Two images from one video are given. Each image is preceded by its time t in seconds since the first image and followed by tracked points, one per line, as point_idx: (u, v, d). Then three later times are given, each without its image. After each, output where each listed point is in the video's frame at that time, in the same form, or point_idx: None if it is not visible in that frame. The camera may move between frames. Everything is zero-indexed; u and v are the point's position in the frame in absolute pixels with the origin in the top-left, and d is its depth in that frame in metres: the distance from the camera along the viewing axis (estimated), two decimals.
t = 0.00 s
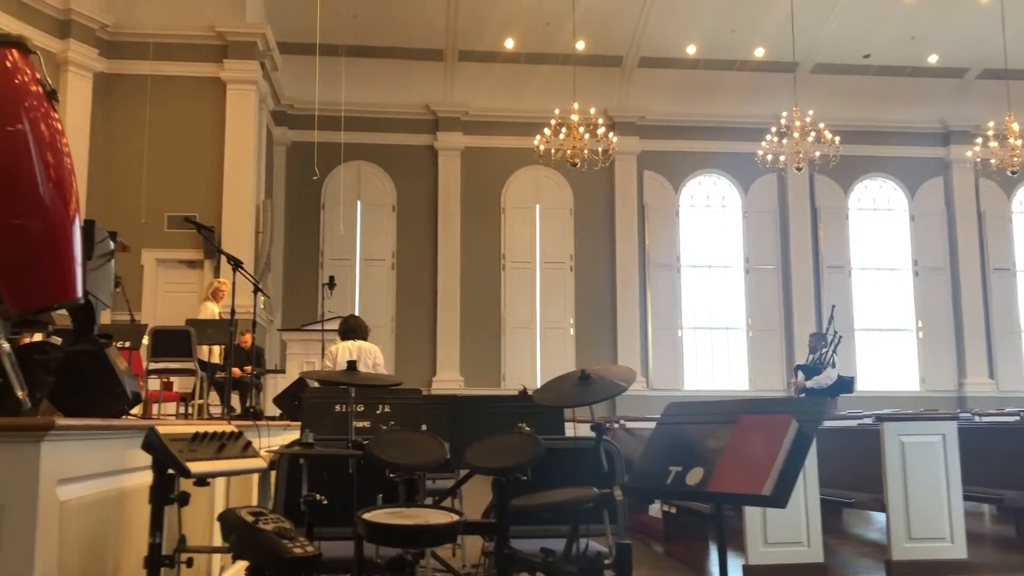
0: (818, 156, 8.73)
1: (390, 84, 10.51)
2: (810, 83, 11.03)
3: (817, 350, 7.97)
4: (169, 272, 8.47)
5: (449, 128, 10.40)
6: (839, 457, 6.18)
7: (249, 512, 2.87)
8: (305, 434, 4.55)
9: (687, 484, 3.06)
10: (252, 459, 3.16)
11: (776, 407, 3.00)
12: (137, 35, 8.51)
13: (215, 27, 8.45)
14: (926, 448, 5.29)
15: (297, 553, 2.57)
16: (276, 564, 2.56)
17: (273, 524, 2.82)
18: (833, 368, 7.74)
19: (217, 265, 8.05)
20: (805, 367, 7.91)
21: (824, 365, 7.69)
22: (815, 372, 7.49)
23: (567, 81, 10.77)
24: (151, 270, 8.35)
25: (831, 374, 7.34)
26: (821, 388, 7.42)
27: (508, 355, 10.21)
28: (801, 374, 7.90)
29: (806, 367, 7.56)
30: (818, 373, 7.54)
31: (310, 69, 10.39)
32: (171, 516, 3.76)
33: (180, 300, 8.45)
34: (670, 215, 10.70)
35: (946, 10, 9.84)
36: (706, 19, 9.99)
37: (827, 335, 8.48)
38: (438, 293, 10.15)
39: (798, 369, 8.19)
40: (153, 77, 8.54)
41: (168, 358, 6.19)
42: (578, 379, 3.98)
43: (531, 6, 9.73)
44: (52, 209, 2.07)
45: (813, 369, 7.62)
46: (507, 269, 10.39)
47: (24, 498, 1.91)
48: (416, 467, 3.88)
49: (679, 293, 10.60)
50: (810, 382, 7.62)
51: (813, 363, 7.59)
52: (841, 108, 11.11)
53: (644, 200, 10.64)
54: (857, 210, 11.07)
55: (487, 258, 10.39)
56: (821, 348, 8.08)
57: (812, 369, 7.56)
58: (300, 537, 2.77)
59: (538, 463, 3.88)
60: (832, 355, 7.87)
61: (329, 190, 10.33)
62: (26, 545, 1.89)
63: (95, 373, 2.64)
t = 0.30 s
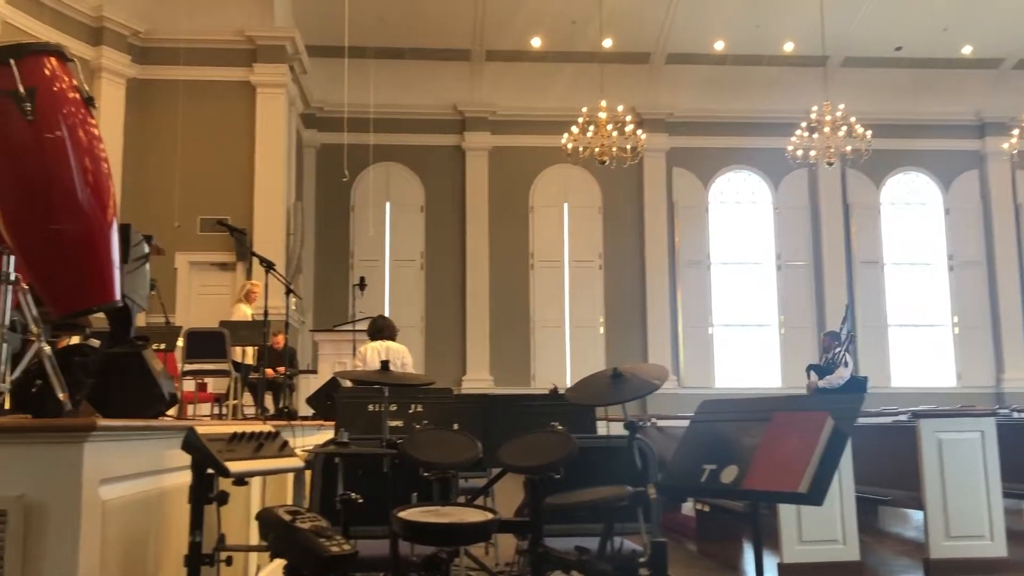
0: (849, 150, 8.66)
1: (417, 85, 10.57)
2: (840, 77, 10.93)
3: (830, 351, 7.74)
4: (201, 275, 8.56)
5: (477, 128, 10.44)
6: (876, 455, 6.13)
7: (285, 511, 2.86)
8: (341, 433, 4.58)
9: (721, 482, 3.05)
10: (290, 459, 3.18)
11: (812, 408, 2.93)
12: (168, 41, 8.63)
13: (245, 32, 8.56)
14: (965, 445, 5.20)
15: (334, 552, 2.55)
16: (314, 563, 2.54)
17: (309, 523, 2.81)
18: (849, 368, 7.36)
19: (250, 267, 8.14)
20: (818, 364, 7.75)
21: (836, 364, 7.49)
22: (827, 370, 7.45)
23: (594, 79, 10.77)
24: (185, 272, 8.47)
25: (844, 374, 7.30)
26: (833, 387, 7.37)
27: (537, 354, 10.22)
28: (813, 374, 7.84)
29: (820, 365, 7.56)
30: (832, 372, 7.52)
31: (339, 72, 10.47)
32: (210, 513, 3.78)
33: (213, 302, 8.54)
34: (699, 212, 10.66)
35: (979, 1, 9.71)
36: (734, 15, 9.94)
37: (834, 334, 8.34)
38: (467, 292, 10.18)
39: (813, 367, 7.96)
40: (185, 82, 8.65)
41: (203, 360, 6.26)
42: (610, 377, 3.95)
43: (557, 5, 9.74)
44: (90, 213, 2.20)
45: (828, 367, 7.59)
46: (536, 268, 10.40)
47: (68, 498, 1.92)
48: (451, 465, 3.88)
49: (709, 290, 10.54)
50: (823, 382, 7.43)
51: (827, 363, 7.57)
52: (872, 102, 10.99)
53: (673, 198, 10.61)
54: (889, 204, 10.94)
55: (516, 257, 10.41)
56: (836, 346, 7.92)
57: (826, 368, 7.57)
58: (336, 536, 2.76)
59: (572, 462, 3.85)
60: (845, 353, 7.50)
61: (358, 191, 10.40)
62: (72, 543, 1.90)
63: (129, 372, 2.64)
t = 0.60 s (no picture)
0: (889, 144, 8.56)
1: (451, 85, 10.60)
2: (879, 69, 10.76)
3: (850, 344, 7.64)
4: (242, 277, 8.68)
5: (511, 127, 10.45)
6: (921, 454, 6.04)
7: (328, 511, 2.83)
8: (381, 433, 4.60)
9: (763, 481, 3.01)
10: (333, 459, 3.21)
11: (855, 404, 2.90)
12: (205, 46, 8.75)
13: (281, 36, 8.67)
14: (1013, 443, 5.09)
15: (378, 550, 2.48)
16: (357, 562, 2.48)
17: (353, 523, 2.77)
18: (867, 362, 7.41)
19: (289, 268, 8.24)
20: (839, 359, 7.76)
21: (854, 359, 7.49)
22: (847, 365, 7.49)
23: (628, 76, 10.72)
24: (225, 275, 8.59)
25: (864, 368, 7.37)
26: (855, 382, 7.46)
27: (574, 352, 10.21)
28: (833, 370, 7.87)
29: (839, 360, 7.63)
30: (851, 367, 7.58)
31: (373, 74, 10.53)
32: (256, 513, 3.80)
33: (253, 303, 8.64)
34: (735, 208, 10.56)
35: None
36: (769, 9, 9.84)
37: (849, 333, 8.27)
38: (503, 291, 10.20)
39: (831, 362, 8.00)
40: (222, 86, 8.77)
41: (244, 361, 6.33)
42: (648, 377, 3.91)
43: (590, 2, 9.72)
44: (134, 219, 2.30)
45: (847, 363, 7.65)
46: (572, 266, 10.38)
47: (117, 495, 1.93)
48: (490, 465, 3.90)
49: (747, 287, 10.46)
50: (841, 377, 7.51)
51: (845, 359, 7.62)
52: (912, 94, 10.79)
53: (710, 193, 10.53)
54: (930, 197, 10.76)
55: (551, 256, 10.40)
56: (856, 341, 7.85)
57: (846, 363, 7.63)
58: (380, 535, 2.69)
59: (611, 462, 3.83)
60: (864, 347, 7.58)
61: (394, 192, 10.46)
62: (123, 540, 1.90)
63: (171, 373, 2.67)
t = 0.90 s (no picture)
0: (935, 136, 8.44)
1: (489, 84, 10.62)
2: (925, 60, 10.60)
3: (878, 342, 7.88)
4: (284, 278, 8.78)
5: (550, 125, 10.44)
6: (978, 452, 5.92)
7: (377, 510, 2.72)
8: (426, 433, 4.60)
9: (813, 479, 2.97)
10: (382, 457, 3.12)
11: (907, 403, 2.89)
12: (247, 51, 8.88)
13: (321, 39, 8.78)
14: None
15: (425, 549, 2.43)
16: (405, 560, 2.43)
17: (402, 520, 2.65)
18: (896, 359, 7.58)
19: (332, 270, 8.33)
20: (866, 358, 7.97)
21: (883, 356, 7.77)
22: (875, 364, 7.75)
23: (668, 72, 10.66)
24: (268, 276, 8.70)
25: (891, 366, 7.54)
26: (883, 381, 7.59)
27: (615, 351, 10.18)
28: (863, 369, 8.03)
29: (868, 359, 7.85)
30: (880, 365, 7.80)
31: (413, 75, 10.61)
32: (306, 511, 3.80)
33: (296, 305, 8.73)
34: (779, 205, 10.43)
35: None
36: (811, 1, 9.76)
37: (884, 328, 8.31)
38: (543, 290, 10.21)
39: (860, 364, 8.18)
40: (263, 90, 8.90)
41: (291, 362, 6.39)
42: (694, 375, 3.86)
43: None
44: (184, 223, 2.18)
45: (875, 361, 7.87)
46: (612, 264, 10.36)
47: (168, 489, 1.80)
48: (534, 463, 3.89)
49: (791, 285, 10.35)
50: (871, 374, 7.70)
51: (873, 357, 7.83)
52: (960, 85, 10.59)
53: (752, 188, 10.40)
54: (979, 191, 10.57)
55: (592, 254, 10.38)
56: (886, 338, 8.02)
57: (875, 362, 7.84)
58: (428, 533, 2.60)
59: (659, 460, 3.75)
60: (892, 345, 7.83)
61: (434, 192, 10.52)
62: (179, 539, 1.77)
63: (221, 372, 2.59)
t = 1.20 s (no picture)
0: (984, 126, 8.26)
1: (528, 80, 10.62)
2: (972, 48, 10.37)
3: (904, 339, 7.67)
4: (327, 277, 8.87)
5: (588, 121, 10.41)
6: None
7: (423, 506, 2.68)
8: (470, 429, 4.61)
9: (861, 476, 2.90)
10: (429, 454, 3.09)
11: (958, 399, 2.80)
12: (288, 51, 8.98)
13: (361, 39, 8.85)
14: None
15: (470, 543, 2.35)
16: (450, 555, 2.36)
17: (448, 516, 2.61)
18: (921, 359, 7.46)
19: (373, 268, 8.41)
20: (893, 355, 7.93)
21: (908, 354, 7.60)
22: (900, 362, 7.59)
23: (708, 65, 10.57)
24: (310, 275, 8.80)
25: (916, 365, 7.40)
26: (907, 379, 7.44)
27: (656, 347, 10.13)
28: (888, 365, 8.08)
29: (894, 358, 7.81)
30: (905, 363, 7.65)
31: (451, 74, 10.65)
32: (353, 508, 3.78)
33: (339, 303, 8.82)
34: (822, 197, 10.32)
35: None
36: None
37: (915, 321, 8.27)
38: (583, 286, 10.19)
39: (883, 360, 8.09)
40: (304, 90, 9.00)
41: (332, 359, 6.42)
42: (740, 371, 3.81)
43: None
44: (231, 221, 2.20)
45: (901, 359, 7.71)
46: (652, 260, 10.30)
47: (222, 486, 1.77)
48: (579, 460, 3.88)
49: (835, 279, 10.20)
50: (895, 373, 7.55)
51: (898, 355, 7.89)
52: (1009, 72, 10.34)
53: (794, 182, 10.30)
54: None
55: (632, 250, 10.33)
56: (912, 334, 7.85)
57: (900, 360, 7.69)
58: (474, 529, 2.54)
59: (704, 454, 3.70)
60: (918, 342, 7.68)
61: (473, 190, 10.56)
62: (228, 539, 1.75)
63: (273, 373, 2.64)
